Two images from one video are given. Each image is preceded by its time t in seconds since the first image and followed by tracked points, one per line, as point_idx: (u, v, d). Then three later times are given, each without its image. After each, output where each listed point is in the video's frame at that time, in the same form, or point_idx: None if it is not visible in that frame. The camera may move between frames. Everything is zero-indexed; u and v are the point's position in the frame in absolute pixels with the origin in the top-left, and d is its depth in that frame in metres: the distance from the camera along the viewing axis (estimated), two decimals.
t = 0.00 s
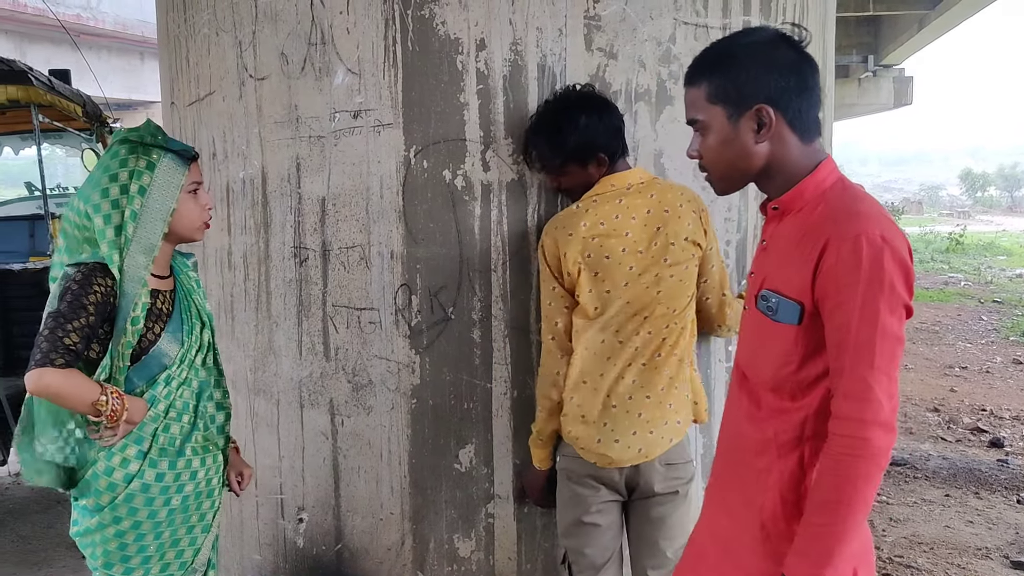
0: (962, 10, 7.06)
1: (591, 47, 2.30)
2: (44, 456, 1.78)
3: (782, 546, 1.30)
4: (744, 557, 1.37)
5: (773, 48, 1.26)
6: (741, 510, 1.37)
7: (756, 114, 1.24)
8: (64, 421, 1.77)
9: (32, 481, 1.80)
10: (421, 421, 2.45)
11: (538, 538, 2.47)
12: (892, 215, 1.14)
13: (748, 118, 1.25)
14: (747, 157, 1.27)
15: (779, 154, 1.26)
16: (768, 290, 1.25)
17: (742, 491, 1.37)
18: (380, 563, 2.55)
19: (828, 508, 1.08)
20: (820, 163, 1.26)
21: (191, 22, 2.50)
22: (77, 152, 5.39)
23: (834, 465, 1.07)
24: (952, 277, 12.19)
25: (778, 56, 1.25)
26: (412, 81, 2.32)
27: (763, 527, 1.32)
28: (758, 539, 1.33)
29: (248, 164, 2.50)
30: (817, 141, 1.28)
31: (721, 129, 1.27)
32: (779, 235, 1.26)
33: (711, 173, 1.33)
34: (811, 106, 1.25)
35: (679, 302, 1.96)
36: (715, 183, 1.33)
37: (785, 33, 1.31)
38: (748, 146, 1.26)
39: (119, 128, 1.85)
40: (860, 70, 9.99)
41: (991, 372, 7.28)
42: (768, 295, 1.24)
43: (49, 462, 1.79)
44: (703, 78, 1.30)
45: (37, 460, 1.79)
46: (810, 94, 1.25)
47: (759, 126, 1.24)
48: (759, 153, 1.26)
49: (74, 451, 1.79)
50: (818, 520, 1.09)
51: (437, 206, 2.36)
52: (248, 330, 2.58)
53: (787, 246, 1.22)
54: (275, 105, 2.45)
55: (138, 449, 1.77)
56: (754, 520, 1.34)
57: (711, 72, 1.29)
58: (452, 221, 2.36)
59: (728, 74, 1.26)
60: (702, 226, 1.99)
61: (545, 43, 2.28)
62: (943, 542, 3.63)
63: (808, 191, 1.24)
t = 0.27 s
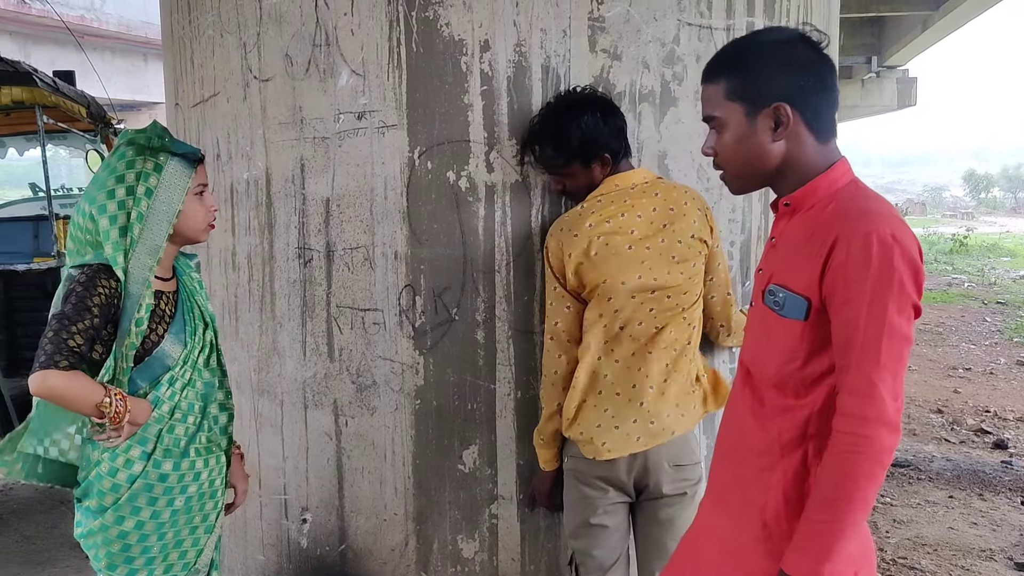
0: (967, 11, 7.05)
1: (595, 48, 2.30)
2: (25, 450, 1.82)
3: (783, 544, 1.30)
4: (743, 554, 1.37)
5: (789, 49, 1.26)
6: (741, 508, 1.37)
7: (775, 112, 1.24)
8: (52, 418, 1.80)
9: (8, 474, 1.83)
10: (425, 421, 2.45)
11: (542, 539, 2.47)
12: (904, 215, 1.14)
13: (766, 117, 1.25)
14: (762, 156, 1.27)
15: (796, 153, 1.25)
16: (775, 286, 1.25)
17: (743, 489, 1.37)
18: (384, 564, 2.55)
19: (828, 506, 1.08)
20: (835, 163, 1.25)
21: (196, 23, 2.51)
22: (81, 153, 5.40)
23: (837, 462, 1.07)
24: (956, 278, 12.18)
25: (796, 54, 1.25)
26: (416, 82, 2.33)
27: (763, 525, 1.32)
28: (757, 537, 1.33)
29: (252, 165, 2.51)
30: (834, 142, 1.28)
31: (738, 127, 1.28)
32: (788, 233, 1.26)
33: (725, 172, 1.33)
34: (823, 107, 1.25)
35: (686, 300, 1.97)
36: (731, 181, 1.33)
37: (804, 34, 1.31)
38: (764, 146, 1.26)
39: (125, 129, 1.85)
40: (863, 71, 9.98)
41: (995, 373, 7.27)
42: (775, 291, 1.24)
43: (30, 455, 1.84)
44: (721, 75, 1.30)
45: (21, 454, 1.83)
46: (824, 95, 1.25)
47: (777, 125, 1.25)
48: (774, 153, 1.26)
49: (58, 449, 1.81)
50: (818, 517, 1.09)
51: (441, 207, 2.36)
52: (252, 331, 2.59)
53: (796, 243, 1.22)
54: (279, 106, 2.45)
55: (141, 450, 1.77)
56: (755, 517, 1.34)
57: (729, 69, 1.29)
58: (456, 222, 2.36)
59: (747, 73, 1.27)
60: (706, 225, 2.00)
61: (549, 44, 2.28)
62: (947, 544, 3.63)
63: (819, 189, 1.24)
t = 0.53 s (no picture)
0: (970, 11, 7.04)
1: (598, 48, 2.30)
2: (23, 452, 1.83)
3: (784, 545, 1.29)
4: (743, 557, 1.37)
5: (796, 52, 1.26)
6: (739, 509, 1.37)
7: (769, 113, 1.25)
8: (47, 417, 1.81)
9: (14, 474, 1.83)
10: (428, 421, 2.46)
11: (544, 540, 2.46)
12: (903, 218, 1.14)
13: (762, 116, 1.25)
14: (752, 154, 1.27)
15: (786, 155, 1.26)
16: (774, 288, 1.25)
17: (742, 492, 1.36)
18: (386, 564, 2.55)
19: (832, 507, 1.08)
20: (830, 165, 1.25)
21: (199, 23, 2.51)
22: (84, 153, 5.40)
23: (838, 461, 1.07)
24: (958, 279, 12.17)
25: (805, 55, 1.25)
26: (419, 83, 2.33)
27: (764, 528, 1.32)
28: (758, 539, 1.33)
29: (255, 165, 2.51)
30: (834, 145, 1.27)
31: (735, 122, 1.28)
32: (786, 235, 1.26)
33: (715, 167, 1.33)
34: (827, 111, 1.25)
35: (686, 299, 1.97)
36: (719, 177, 1.34)
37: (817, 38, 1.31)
38: (758, 144, 1.26)
39: (128, 129, 1.85)
40: (865, 71, 9.98)
41: (997, 374, 7.26)
42: (775, 293, 1.25)
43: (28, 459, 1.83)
44: (725, 69, 1.30)
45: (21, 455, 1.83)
46: (824, 98, 1.24)
47: (772, 125, 1.25)
48: (765, 152, 1.27)
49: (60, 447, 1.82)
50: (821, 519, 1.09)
51: (444, 207, 2.36)
52: (255, 331, 2.59)
53: (795, 245, 1.22)
54: (282, 106, 2.45)
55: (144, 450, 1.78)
56: (755, 520, 1.34)
57: (734, 65, 1.29)
58: (458, 222, 2.36)
59: (754, 70, 1.26)
60: (708, 224, 2.00)
61: (552, 44, 2.28)
62: (950, 545, 3.62)
63: (816, 192, 1.24)
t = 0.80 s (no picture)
0: (972, 10, 7.04)
1: (600, 49, 2.30)
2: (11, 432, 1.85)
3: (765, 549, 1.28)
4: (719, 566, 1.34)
5: (738, 62, 1.26)
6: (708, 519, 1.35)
7: (711, 123, 1.25)
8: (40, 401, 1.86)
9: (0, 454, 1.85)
10: (430, 421, 2.46)
11: (546, 539, 2.46)
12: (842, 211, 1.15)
13: (707, 125, 1.26)
14: (695, 162, 1.28)
15: (729, 164, 1.26)
16: (727, 294, 1.24)
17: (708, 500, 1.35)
18: (388, 564, 2.55)
19: (812, 502, 1.06)
20: (769, 172, 1.26)
21: (201, 23, 2.52)
22: (86, 153, 5.41)
23: (815, 455, 1.05)
24: (959, 279, 12.17)
25: (745, 65, 1.25)
26: (421, 83, 2.33)
27: (743, 531, 1.31)
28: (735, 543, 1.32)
29: (257, 165, 2.51)
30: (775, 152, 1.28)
31: (681, 131, 1.28)
32: (733, 240, 1.26)
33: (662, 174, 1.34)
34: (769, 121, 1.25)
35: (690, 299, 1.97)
36: (667, 184, 1.34)
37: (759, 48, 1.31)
38: (702, 152, 1.27)
39: (128, 129, 1.86)
40: (866, 71, 9.97)
41: (999, 374, 7.25)
42: (729, 297, 1.24)
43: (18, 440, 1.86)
44: (675, 76, 1.30)
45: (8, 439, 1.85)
46: (766, 107, 1.25)
47: (716, 134, 1.25)
48: (709, 160, 1.27)
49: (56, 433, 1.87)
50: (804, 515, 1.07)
51: (446, 207, 2.36)
52: (257, 331, 2.60)
53: (742, 249, 1.22)
54: (284, 107, 2.46)
55: (146, 449, 1.78)
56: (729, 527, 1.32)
57: (684, 73, 1.29)
58: (461, 222, 2.36)
59: (700, 81, 1.26)
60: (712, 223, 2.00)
61: (554, 44, 2.28)
62: (951, 544, 3.62)
63: (758, 196, 1.24)
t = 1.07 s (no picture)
0: (974, 10, 7.04)
1: (603, 49, 2.30)
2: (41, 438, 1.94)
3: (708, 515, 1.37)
4: (670, 551, 1.40)
5: (611, 82, 1.41)
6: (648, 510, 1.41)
7: (593, 140, 1.40)
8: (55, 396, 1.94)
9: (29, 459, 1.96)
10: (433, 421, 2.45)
11: (549, 539, 2.43)
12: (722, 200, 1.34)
13: (590, 141, 1.41)
14: (587, 177, 1.42)
15: (617, 175, 1.40)
16: (635, 289, 1.36)
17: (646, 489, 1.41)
18: (391, 564, 2.55)
19: (754, 451, 1.18)
20: (656, 177, 1.40)
21: (205, 24, 2.57)
22: (90, 153, 5.41)
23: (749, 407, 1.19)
24: (962, 279, 12.15)
25: (620, 84, 1.41)
26: (424, 83, 2.33)
27: (684, 512, 1.38)
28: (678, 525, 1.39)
29: (260, 165, 2.53)
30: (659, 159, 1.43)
31: (569, 150, 1.43)
32: (630, 242, 1.38)
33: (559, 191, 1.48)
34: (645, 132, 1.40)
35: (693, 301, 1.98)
36: (568, 201, 1.48)
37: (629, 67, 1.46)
38: (589, 167, 1.41)
39: (129, 129, 1.86)
40: (868, 72, 9.98)
41: (1001, 375, 7.24)
42: (636, 291, 1.36)
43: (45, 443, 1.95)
44: (557, 103, 1.45)
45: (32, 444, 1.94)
46: (638, 121, 1.40)
47: (599, 150, 1.40)
48: (597, 175, 1.42)
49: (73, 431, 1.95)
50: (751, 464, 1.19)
51: (449, 207, 2.36)
52: (261, 331, 2.61)
53: (642, 246, 1.35)
54: (287, 107, 2.47)
55: (147, 450, 1.78)
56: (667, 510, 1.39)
57: (565, 98, 1.44)
58: (463, 222, 2.36)
59: (578, 104, 1.41)
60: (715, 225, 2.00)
61: (557, 44, 2.29)
62: (954, 545, 3.62)
63: (648, 197, 1.37)
